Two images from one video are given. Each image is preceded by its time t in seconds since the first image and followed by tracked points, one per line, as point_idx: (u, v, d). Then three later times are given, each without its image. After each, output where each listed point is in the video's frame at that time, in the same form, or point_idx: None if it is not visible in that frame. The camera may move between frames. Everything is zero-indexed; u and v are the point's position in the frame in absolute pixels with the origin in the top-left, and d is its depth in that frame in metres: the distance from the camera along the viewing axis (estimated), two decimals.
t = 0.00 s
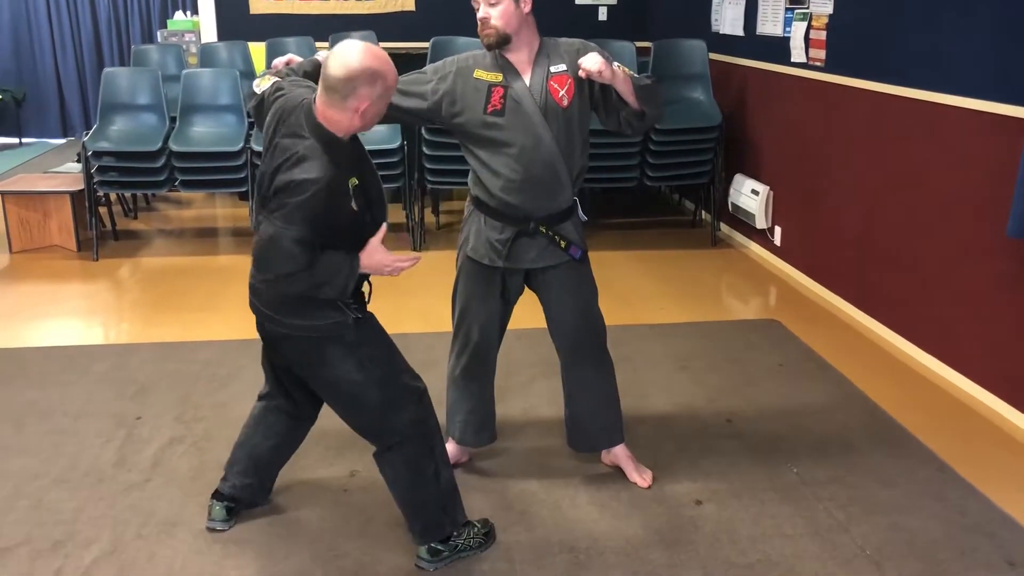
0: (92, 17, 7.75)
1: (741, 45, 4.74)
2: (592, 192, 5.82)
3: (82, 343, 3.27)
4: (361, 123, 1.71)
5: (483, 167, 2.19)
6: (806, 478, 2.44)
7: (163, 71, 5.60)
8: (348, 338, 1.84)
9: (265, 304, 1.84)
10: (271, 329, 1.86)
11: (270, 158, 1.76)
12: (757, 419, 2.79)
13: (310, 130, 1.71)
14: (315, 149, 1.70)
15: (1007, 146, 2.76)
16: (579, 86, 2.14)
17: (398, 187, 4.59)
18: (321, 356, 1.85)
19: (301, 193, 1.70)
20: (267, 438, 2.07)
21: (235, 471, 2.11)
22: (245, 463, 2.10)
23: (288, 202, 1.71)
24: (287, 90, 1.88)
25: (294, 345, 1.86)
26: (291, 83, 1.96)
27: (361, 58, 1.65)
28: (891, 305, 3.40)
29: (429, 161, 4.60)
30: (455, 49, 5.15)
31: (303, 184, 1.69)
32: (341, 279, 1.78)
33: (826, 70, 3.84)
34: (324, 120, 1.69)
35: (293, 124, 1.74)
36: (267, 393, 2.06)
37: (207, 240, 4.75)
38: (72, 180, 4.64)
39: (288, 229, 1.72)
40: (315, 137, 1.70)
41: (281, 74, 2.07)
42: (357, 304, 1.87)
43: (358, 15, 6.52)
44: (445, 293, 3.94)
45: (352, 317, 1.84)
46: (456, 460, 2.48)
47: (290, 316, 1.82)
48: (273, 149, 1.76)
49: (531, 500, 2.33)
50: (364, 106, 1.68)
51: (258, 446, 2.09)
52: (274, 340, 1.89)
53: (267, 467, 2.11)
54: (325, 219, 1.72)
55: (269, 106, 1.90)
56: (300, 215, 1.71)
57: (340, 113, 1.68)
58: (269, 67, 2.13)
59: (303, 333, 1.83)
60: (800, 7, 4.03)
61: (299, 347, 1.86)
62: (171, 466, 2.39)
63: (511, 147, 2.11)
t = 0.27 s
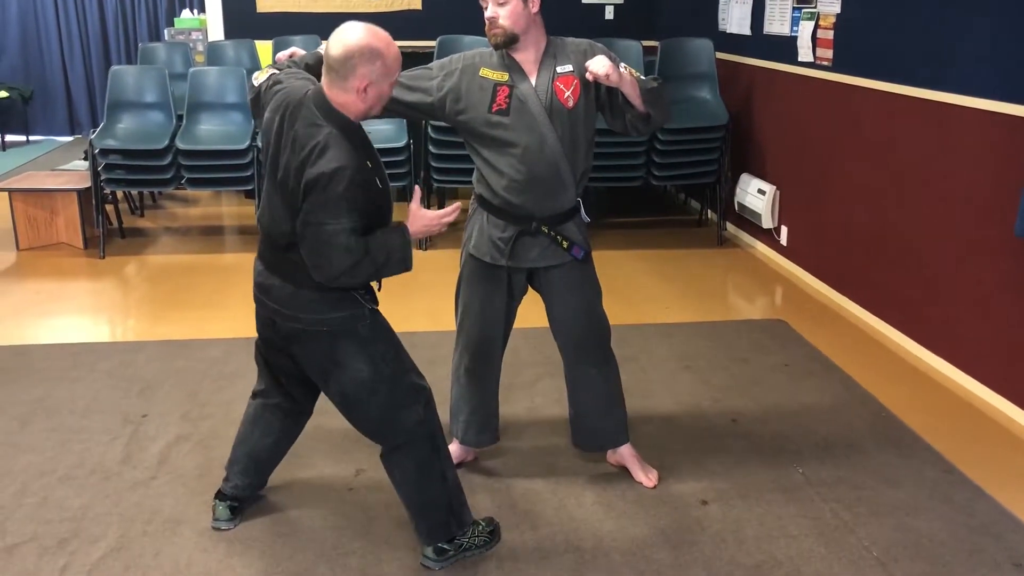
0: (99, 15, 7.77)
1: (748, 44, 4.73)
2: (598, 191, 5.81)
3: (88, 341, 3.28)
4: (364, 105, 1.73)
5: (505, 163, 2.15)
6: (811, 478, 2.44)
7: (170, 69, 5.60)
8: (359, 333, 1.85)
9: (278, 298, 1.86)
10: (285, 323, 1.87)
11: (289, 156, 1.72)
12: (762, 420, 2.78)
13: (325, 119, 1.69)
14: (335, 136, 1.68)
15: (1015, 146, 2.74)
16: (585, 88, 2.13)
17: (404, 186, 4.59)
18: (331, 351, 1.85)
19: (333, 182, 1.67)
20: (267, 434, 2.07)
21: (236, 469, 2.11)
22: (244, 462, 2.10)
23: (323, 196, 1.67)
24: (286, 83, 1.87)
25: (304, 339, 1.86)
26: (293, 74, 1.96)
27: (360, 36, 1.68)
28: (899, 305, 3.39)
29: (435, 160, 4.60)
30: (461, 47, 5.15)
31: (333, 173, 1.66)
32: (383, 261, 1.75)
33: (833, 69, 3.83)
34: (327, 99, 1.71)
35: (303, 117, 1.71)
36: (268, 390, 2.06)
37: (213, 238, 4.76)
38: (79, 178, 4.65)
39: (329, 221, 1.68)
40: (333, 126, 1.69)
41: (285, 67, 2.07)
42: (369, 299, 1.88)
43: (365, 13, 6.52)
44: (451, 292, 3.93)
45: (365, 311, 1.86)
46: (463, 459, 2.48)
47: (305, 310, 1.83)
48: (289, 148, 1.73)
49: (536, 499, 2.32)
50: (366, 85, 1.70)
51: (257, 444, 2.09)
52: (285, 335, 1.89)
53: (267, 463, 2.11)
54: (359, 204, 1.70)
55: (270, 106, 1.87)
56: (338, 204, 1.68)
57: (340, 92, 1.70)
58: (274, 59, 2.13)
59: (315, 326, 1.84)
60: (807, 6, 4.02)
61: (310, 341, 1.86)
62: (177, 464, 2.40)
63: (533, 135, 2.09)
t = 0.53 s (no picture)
0: (101, 16, 7.78)
1: (750, 45, 4.74)
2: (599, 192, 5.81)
3: (89, 341, 3.29)
4: (359, 121, 1.73)
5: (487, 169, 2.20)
6: (812, 480, 2.43)
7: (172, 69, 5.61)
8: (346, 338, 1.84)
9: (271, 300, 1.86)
10: (278, 324, 1.88)
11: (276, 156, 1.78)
12: (764, 421, 2.78)
13: (314, 130, 1.73)
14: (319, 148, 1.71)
15: (1017, 148, 2.74)
16: (585, 90, 2.13)
17: (406, 187, 4.59)
18: (319, 354, 1.85)
19: (297, 189, 1.70)
20: (276, 438, 2.08)
21: (241, 470, 2.12)
22: (251, 462, 2.11)
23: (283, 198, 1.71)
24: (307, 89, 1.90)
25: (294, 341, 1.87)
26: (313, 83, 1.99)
27: (357, 52, 1.68)
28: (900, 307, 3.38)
29: (436, 160, 4.60)
30: (463, 48, 5.15)
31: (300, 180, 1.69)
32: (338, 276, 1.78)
33: (835, 71, 3.83)
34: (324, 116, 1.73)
35: (302, 124, 1.77)
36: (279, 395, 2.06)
37: (215, 239, 4.76)
38: (81, 178, 4.65)
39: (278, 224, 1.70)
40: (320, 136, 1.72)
41: (301, 71, 2.09)
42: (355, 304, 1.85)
43: (367, 14, 6.52)
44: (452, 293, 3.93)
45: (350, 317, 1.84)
46: (465, 461, 2.48)
47: (290, 311, 1.83)
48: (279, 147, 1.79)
49: (537, 501, 2.32)
50: (361, 100, 1.70)
51: (266, 446, 2.09)
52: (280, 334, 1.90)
53: (274, 466, 2.11)
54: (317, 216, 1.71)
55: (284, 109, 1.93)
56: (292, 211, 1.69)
57: (335, 108, 1.71)
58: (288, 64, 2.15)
59: (301, 330, 1.84)
60: (809, 7, 4.02)
61: (301, 343, 1.86)
62: (178, 465, 2.40)
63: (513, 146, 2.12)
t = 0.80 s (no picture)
0: (101, 17, 7.78)
1: (750, 48, 4.74)
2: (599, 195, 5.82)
3: (89, 342, 3.28)
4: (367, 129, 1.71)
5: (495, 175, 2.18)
6: (812, 483, 2.43)
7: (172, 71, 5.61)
8: (369, 339, 1.84)
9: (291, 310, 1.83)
10: (297, 334, 1.85)
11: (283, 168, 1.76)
12: (764, 424, 2.78)
13: (322, 139, 1.71)
14: (332, 159, 1.70)
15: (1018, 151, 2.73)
16: (588, 93, 2.12)
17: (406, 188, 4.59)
18: (342, 358, 1.84)
19: (317, 201, 1.71)
20: (276, 439, 2.07)
21: (242, 471, 2.11)
22: (251, 464, 2.10)
23: (304, 211, 1.73)
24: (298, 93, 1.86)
25: (315, 347, 1.85)
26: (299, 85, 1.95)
27: (358, 59, 1.66)
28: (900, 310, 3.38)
29: (436, 162, 4.60)
30: (463, 50, 5.16)
31: (320, 193, 1.70)
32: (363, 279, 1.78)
33: (835, 74, 3.83)
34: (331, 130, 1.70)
35: (304, 133, 1.74)
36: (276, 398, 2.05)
37: (215, 240, 4.76)
38: (81, 179, 4.65)
39: (308, 237, 1.75)
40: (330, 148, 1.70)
41: (302, 73, 2.09)
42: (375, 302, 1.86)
43: (367, 16, 6.53)
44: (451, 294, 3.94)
45: (374, 316, 1.85)
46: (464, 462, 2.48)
47: (310, 320, 1.82)
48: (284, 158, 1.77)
49: (536, 503, 2.32)
50: (369, 107, 1.68)
51: (265, 447, 2.09)
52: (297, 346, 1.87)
53: (274, 464, 2.11)
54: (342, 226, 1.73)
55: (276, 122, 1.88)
56: (319, 224, 1.72)
57: (344, 120, 1.68)
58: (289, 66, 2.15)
59: (326, 336, 1.82)
60: (809, 10, 4.02)
61: (323, 349, 1.85)
62: (177, 466, 2.39)
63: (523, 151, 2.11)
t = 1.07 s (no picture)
0: (102, 17, 7.78)
1: (751, 50, 4.74)
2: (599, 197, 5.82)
3: (88, 343, 3.28)
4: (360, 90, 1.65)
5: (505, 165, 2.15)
6: (812, 486, 2.43)
7: (172, 72, 5.61)
8: (398, 324, 1.86)
9: (324, 304, 1.78)
10: (327, 329, 1.81)
11: (286, 158, 1.65)
12: (764, 426, 2.78)
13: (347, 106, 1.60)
14: (351, 154, 1.62)
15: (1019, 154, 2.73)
16: (590, 93, 2.13)
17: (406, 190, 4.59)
18: (375, 347, 1.84)
19: (335, 194, 1.66)
20: (263, 440, 2.05)
21: (238, 476, 2.09)
22: (246, 470, 2.08)
23: (321, 202, 1.67)
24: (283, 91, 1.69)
25: (349, 341, 1.83)
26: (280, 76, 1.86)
27: (334, 21, 1.59)
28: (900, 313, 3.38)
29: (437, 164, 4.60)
30: (464, 53, 5.16)
31: (340, 186, 1.65)
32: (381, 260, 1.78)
33: (835, 77, 3.83)
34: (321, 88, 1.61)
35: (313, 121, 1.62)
36: (259, 401, 2.03)
37: (215, 241, 4.76)
38: (81, 180, 4.65)
39: (322, 227, 1.71)
40: (349, 142, 1.61)
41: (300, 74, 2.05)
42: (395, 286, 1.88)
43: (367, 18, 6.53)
44: (451, 296, 3.93)
45: (400, 299, 1.87)
46: (464, 464, 2.48)
47: (336, 308, 1.78)
48: (285, 147, 1.65)
49: (536, 505, 2.32)
50: (354, 66, 1.61)
51: (253, 451, 2.07)
52: (328, 341, 1.83)
53: (266, 467, 2.09)
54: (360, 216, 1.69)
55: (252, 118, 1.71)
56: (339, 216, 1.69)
57: (334, 81, 1.61)
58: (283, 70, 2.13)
59: (367, 324, 1.81)
60: (810, 13, 4.02)
61: (360, 341, 1.83)
62: (176, 467, 2.39)
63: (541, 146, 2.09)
